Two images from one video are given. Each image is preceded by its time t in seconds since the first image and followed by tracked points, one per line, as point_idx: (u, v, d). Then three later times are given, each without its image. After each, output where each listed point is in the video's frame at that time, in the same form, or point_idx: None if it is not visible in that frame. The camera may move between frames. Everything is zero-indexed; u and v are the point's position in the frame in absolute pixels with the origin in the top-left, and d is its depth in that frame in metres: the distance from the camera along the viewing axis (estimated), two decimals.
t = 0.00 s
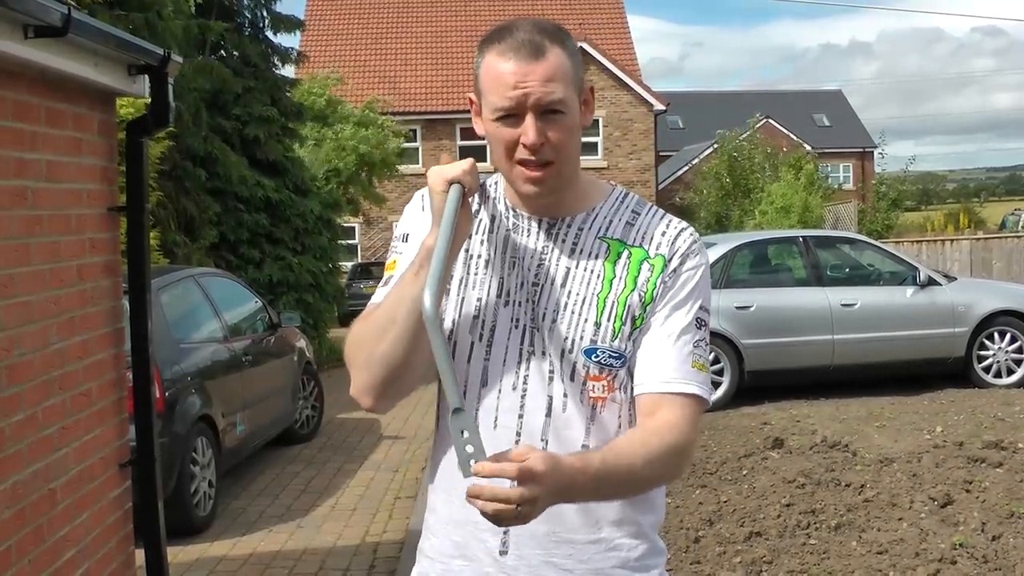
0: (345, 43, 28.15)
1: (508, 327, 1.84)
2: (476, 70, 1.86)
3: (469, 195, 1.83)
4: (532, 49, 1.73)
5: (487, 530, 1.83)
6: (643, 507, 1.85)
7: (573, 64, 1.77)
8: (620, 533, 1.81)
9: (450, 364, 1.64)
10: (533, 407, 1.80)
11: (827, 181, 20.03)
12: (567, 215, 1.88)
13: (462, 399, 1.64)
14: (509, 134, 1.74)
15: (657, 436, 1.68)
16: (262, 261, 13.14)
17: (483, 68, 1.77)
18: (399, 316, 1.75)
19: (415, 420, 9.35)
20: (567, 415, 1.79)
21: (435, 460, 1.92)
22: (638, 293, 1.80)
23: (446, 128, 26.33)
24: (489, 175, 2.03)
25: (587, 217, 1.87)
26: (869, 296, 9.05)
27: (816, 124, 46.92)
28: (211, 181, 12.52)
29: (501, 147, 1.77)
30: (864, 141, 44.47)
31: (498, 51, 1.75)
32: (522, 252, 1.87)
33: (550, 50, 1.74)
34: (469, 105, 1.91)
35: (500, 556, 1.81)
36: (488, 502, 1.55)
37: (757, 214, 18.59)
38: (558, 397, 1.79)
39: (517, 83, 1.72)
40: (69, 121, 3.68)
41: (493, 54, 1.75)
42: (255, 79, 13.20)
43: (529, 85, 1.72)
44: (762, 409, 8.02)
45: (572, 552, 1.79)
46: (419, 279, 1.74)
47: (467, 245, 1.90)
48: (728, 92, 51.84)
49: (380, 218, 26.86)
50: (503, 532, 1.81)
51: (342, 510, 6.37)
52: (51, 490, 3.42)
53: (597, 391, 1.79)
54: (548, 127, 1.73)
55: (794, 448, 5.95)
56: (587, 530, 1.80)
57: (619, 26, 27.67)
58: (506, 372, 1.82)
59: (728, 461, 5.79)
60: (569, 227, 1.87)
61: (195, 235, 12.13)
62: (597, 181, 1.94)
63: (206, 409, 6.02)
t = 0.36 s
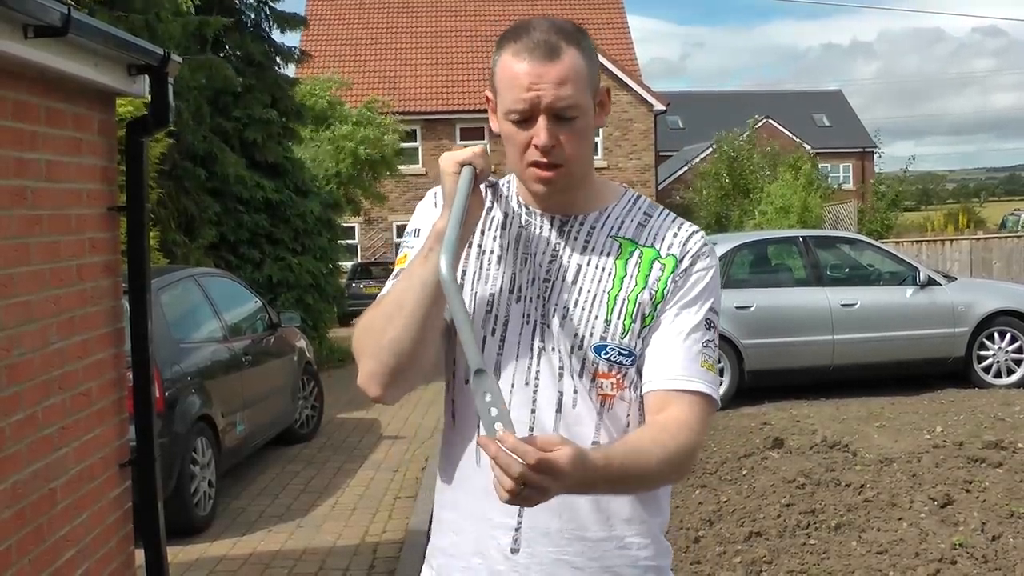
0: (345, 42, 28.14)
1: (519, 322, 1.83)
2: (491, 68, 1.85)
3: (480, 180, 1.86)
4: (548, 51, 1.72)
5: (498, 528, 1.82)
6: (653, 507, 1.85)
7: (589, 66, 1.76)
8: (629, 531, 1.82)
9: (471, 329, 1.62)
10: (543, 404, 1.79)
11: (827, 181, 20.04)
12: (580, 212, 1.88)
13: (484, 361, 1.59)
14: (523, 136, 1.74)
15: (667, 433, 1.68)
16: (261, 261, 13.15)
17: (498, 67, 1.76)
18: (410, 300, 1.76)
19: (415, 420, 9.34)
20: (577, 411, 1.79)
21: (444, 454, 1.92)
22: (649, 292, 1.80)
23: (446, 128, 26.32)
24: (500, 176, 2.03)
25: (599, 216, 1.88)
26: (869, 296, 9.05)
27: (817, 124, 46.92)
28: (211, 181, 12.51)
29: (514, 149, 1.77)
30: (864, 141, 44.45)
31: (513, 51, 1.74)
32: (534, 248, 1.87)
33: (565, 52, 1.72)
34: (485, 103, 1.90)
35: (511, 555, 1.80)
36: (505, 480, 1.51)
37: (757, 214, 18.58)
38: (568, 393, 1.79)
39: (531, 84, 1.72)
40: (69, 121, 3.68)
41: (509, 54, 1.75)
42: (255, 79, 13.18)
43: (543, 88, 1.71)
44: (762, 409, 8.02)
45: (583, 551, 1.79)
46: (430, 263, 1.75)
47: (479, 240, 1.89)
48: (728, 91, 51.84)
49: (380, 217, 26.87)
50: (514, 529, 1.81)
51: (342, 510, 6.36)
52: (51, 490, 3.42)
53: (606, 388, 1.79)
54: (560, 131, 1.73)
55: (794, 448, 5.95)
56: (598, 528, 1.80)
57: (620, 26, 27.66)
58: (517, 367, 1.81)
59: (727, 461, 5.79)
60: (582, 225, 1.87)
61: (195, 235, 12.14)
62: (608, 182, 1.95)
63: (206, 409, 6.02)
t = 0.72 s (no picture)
0: (345, 43, 28.14)
1: (524, 324, 1.84)
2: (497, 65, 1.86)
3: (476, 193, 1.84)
4: (547, 45, 1.73)
5: (501, 530, 1.82)
6: (659, 509, 1.85)
7: (592, 64, 1.76)
8: (635, 532, 1.82)
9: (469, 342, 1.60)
10: (549, 406, 1.79)
11: (827, 181, 20.03)
12: (587, 213, 1.89)
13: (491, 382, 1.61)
14: (520, 127, 1.74)
15: (676, 441, 1.67)
16: (261, 261, 13.14)
17: (505, 61, 1.77)
18: (401, 312, 1.76)
19: (416, 420, 9.34)
20: (584, 412, 1.79)
21: (445, 456, 1.93)
22: (656, 296, 1.79)
23: (446, 128, 26.32)
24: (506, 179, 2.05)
25: (608, 218, 1.89)
26: (869, 296, 9.05)
27: (817, 124, 46.89)
28: (211, 181, 12.51)
29: (513, 140, 1.77)
30: (864, 141, 44.42)
31: (517, 47, 1.75)
32: (540, 250, 1.88)
33: (567, 47, 1.73)
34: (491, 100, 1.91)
35: (514, 556, 1.80)
36: (527, 495, 1.53)
37: (756, 214, 18.58)
38: (574, 394, 1.79)
39: (528, 78, 1.72)
40: (69, 121, 3.68)
41: (514, 50, 1.76)
42: (253, 79, 13.16)
43: (540, 81, 1.72)
44: (762, 409, 8.02)
45: (588, 552, 1.79)
46: (423, 273, 1.75)
47: (483, 243, 1.91)
48: (728, 91, 51.80)
49: (380, 218, 26.87)
50: (518, 531, 1.81)
51: (342, 510, 6.36)
52: (51, 490, 3.42)
53: (613, 390, 1.79)
54: (557, 122, 1.73)
55: (794, 448, 5.95)
56: (604, 530, 1.80)
57: (619, 26, 27.66)
58: (522, 369, 1.82)
59: (728, 461, 5.79)
60: (590, 225, 1.88)
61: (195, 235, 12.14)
62: (616, 185, 1.95)
63: (206, 409, 6.02)
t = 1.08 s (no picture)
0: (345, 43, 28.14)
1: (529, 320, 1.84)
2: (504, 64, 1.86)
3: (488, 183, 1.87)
4: (555, 46, 1.72)
5: (505, 527, 1.82)
6: (664, 507, 1.85)
7: (601, 64, 1.76)
8: (639, 531, 1.82)
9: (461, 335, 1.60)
10: (555, 403, 1.80)
11: (827, 181, 20.03)
12: (591, 211, 1.89)
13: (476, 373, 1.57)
14: (529, 128, 1.74)
15: (678, 438, 1.67)
16: (261, 261, 13.15)
17: (510, 62, 1.78)
18: (412, 305, 1.75)
19: (416, 420, 9.34)
20: (589, 410, 1.79)
21: (455, 451, 1.94)
22: (660, 294, 1.79)
23: (447, 128, 26.32)
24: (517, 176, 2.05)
25: (613, 215, 1.88)
26: (869, 296, 9.05)
27: (817, 124, 46.90)
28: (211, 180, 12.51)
29: (522, 141, 1.77)
30: (864, 141, 44.40)
31: (522, 48, 1.75)
32: (545, 247, 1.88)
33: (574, 48, 1.73)
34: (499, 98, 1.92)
35: (518, 553, 1.80)
36: (502, 487, 1.53)
37: (756, 214, 18.58)
38: (580, 392, 1.79)
39: (537, 79, 1.72)
40: (69, 122, 3.68)
41: (519, 50, 1.76)
42: (251, 77, 13.12)
43: (549, 82, 1.72)
44: (761, 408, 8.03)
45: (592, 550, 1.79)
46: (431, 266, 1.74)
47: (489, 240, 1.91)
48: (728, 91, 51.79)
49: (380, 218, 26.87)
50: (521, 529, 1.81)
51: (343, 510, 6.36)
52: (51, 490, 3.42)
53: (617, 387, 1.79)
54: (566, 124, 1.73)
55: (794, 448, 5.94)
56: (609, 528, 1.80)
57: (619, 26, 27.66)
58: (528, 366, 1.82)
59: (727, 461, 5.80)
60: (595, 222, 1.88)
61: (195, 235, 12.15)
62: (623, 183, 1.95)
63: (206, 409, 6.02)
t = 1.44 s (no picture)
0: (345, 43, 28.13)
1: (533, 313, 1.83)
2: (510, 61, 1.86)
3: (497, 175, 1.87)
4: (569, 43, 1.72)
5: (511, 522, 1.81)
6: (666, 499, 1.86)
7: (609, 61, 1.77)
8: (643, 524, 1.82)
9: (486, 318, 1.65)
10: (559, 395, 1.79)
11: (826, 182, 20.03)
12: (595, 206, 1.89)
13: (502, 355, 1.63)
14: (543, 125, 1.74)
15: (694, 429, 1.68)
16: (261, 260, 13.15)
17: (520, 60, 1.77)
18: (419, 300, 1.74)
19: (416, 420, 9.34)
20: (595, 401, 1.79)
21: (454, 448, 1.93)
22: (666, 286, 1.81)
23: (447, 128, 26.32)
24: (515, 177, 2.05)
25: (616, 211, 1.89)
26: (870, 296, 9.05)
27: (817, 124, 46.91)
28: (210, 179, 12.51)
29: (534, 138, 1.77)
30: (864, 141, 44.38)
31: (534, 44, 1.74)
32: (548, 240, 1.87)
33: (587, 45, 1.73)
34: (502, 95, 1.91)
35: (525, 548, 1.80)
36: (525, 470, 1.52)
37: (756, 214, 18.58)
38: (585, 383, 1.79)
39: (553, 75, 1.72)
40: (69, 121, 3.68)
41: (529, 46, 1.75)
42: (249, 76, 13.09)
43: (565, 78, 1.72)
44: (761, 408, 8.03)
45: (598, 544, 1.79)
46: (443, 256, 1.75)
47: (490, 234, 1.90)
48: (728, 91, 51.80)
49: (380, 218, 26.88)
50: (528, 523, 1.80)
51: (343, 510, 6.36)
52: (51, 490, 3.42)
53: (623, 379, 1.79)
54: (582, 120, 1.73)
55: (794, 448, 5.94)
56: (613, 520, 1.81)
57: (620, 26, 27.65)
58: (532, 358, 1.81)
59: (727, 461, 5.80)
60: (599, 218, 1.88)
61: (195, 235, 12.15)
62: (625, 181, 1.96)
63: (206, 408, 6.02)
